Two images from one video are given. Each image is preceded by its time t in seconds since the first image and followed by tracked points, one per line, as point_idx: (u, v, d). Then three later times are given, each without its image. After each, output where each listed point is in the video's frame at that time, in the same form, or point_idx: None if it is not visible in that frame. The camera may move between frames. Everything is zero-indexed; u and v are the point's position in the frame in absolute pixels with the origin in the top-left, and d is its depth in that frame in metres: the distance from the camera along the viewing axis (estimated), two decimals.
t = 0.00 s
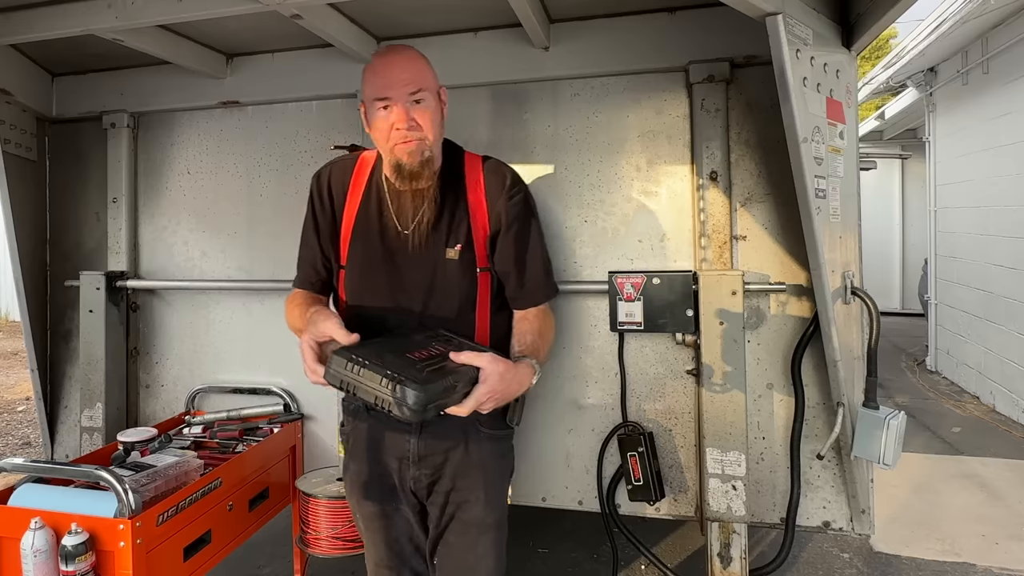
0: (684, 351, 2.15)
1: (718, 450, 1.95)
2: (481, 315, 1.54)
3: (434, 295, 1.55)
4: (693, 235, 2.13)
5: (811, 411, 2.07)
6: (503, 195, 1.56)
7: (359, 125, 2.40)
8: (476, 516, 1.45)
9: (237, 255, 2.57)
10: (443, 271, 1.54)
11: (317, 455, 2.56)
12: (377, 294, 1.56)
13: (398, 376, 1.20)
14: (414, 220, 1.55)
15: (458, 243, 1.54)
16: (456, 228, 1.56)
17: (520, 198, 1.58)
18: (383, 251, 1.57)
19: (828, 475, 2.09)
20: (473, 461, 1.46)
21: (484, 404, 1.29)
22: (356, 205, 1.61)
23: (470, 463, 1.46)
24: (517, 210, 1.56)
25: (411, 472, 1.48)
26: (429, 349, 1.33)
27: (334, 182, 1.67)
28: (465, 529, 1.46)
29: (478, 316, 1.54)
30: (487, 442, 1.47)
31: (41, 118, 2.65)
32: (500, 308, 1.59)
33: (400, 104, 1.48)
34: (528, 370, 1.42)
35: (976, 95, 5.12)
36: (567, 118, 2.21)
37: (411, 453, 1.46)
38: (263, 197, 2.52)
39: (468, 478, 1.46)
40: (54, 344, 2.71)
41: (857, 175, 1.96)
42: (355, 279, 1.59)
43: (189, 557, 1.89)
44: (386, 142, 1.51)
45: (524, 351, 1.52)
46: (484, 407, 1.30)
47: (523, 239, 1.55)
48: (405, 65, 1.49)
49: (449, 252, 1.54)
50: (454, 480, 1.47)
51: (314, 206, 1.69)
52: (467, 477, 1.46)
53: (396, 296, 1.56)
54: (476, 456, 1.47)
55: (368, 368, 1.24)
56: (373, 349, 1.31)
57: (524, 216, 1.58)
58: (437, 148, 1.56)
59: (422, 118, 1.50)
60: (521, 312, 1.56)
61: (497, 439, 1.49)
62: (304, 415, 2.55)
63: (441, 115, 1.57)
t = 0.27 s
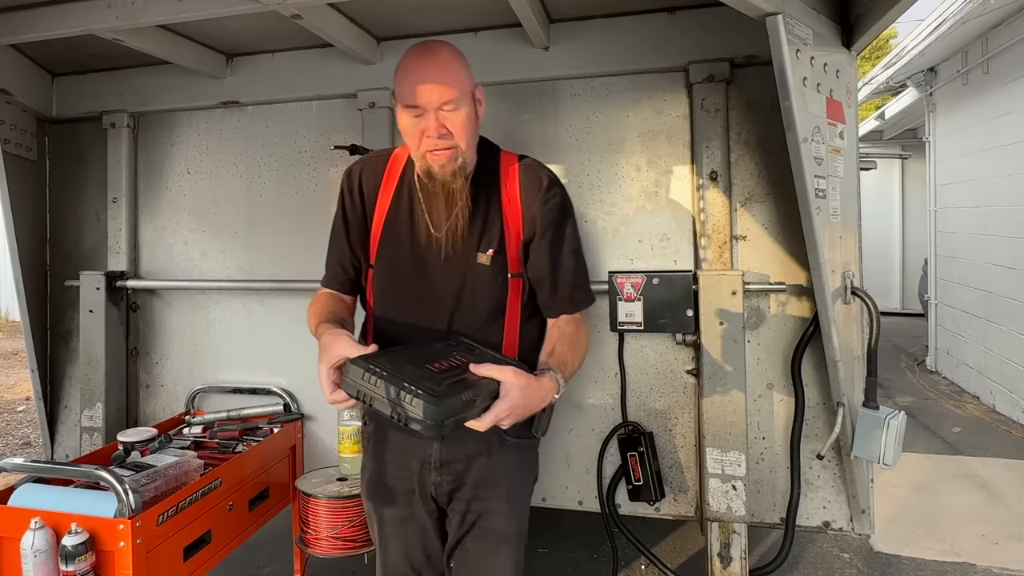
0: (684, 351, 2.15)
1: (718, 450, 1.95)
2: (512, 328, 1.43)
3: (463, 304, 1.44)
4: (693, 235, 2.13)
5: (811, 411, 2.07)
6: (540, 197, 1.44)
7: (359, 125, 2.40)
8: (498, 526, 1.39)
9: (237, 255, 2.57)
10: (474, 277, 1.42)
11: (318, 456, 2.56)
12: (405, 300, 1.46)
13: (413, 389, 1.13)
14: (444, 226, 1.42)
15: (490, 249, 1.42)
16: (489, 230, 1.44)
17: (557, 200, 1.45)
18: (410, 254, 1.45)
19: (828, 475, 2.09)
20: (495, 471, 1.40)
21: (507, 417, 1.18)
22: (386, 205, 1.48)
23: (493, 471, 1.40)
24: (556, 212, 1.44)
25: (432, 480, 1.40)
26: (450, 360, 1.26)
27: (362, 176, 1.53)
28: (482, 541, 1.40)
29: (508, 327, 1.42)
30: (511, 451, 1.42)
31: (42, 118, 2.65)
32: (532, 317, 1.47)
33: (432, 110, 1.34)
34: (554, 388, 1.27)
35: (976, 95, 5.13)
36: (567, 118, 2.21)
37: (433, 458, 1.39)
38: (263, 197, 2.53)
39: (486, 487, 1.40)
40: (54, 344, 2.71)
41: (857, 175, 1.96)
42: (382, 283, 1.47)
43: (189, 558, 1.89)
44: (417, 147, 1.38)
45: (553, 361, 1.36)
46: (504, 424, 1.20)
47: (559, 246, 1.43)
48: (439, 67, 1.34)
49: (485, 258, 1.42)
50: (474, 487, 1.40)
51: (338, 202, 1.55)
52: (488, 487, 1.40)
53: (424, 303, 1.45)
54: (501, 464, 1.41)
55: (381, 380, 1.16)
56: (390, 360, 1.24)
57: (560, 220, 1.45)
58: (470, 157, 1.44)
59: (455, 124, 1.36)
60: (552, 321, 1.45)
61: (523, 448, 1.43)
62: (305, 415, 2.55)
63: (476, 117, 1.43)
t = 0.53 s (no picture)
0: (684, 351, 2.15)
1: (718, 450, 1.95)
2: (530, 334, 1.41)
3: (482, 305, 1.43)
4: (693, 235, 2.12)
5: (811, 411, 2.07)
6: (562, 203, 1.44)
7: (359, 125, 2.40)
8: (508, 532, 1.38)
9: (237, 255, 2.57)
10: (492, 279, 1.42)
11: (319, 457, 2.56)
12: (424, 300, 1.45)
13: (427, 400, 1.11)
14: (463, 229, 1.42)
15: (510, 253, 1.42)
16: (509, 233, 1.43)
17: (581, 205, 1.44)
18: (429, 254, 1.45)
19: (828, 475, 2.09)
20: (508, 475, 1.40)
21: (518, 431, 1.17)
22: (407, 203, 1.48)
23: (505, 474, 1.40)
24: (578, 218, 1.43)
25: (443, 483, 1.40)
26: (466, 368, 1.25)
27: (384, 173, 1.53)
28: (493, 546, 1.38)
29: (526, 333, 1.41)
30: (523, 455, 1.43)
31: (42, 118, 2.65)
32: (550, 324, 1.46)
33: (464, 125, 1.33)
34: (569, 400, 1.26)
35: (976, 95, 5.13)
36: (567, 118, 2.21)
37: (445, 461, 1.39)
38: (263, 197, 2.52)
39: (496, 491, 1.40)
40: (54, 344, 2.71)
41: (857, 175, 1.95)
42: (400, 282, 1.46)
43: (189, 557, 1.89)
44: (442, 156, 1.38)
45: (569, 373, 1.33)
46: (516, 436, 1.19)
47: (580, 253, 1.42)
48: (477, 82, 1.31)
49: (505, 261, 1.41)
50: (485, 490, 1.40)
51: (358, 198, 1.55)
52: (500, 491, 1.40)
53: (441, 304, 1.44)
54: (513, 469, 1.41)
55: (395, 388, 1.15)
56: (405, 366, 1.22)
57: (583, 226, 1.44)
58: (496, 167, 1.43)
59: (484, 140, 1.35)
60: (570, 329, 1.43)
61: (536, 454, 1.44)
62: (304, 415, 2.55)
63: (505, 128, 1.41)
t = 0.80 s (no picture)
0: (684, 352, 2.15)
1: (718, 450, 1.95)
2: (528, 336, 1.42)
3: (481, 306, 1.43)
4: (693, 235, 2.12)
5: (811, 411, 2.07)
6: (564, 207, 1.43)
7: (359, 125, 2.40)
8: (505, 535, 1.38)
9: (237, 255, 2.57)
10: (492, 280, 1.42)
11: (319, 457, 2.56)
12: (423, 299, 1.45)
13: (425, 410, 1.12)
14: (465, 229, 1.40)
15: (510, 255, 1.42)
16: (510, 235, 1.43)
17: (584, 209, 1.43)
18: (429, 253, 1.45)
19: (828, 475, 2.09)
20: (505, 479, 1.40)
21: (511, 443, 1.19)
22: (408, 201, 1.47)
23: (503, 478, 1.40)
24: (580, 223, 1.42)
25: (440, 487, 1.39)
26: (465, 376, 1.24)
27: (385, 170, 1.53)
28: (490, 549, 1.39)
29: (523, 335, 1.42)
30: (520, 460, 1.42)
31: (42, 118, 2.65)
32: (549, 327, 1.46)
33: (476, 130, 1.31)
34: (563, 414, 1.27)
35: (976, 95, 5.13)
36: (567, 118, 2.21)
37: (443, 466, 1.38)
38: (263, 197, 2.52)
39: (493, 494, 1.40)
40: (54, 344, 2.71)
41: (857, 175, 1.95)
42: (399, 280, 1.46)
43: (189, 557, 1.89)
44: (452, 160, 1.36)
45: (563, 390, 1.35)
46: (510, 450, 1.20)
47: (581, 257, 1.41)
48: (495, 89, 1.32)
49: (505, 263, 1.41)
50: (482, 495, 1.39)
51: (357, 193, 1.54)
52: (498, 495, 1.40)
53: (439, 304, 1.44)
54: (510, 473, 1.41)
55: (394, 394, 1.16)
56: (403, 370, 1.22)
57: (586, 230, 1.43)
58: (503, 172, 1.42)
59: (496, 147, 1.35)
60: (568, 333, 1.43)
61: (533, 457, 1.44)
62: (304, 415, 2.55)
63: (514, 134, 1.40)
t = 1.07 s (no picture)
0: (684, 352, 2.15)
1: (718, 450, 1.95)
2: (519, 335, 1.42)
3: (472, 304, 1.43)
4: (693, 235, 2.12)
5: (811, 411, 2.07)
6: (555, 207, 1.44)
7: (359, 125, 2.40)
8: (497, 536, 1.39)
9: (237, 255, 2.57)
10: (483, 278, 1.42)
11: (319, 456, 2.56)
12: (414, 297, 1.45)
13: (418, 416, 1.12)
14: (457, 227, 1.41)
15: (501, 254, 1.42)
16: (502, 234, 1.43)
17: (575, 209, 1.45)
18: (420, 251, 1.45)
19: (828, 475, 2.09)
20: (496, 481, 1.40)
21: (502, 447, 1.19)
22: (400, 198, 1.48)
23: (494, 480, 1.40)
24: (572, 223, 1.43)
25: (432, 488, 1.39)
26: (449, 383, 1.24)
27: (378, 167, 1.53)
28: (482, 550, 1.40)
29: (515, 334, 1.42)
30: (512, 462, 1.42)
31: (42, 118, 2.65)
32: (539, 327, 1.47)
33: (469, 127, 1.32)
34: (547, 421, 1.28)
35: (976, 95, 5.12)
36: (567, 118, 2.21)
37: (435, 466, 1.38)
38: (263, 197, 2.53)
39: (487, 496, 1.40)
40: (54, 344, 2.71)
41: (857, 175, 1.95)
42: (391, 277, 1.46)
43: (189, 557, 1.89)
44: (444, 155, 1.37)
45: (547, 395, 1.36)
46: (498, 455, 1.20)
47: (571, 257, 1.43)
48: (488, 86, 1.31)
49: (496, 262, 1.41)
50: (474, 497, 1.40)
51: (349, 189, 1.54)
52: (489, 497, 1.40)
53: (430, 301, 1.44)
54: (502, 473, 1.41)
55: (385, 402, 1.16)
56: (390, 379, 1.23)
57: (577, 230, 1.44)
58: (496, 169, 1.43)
59: (489, 144, 1.35)
60: (559, 332, 1.43)
61: (526, 458, 1.44)
62: (304, 415, 2.55)
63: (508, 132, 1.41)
